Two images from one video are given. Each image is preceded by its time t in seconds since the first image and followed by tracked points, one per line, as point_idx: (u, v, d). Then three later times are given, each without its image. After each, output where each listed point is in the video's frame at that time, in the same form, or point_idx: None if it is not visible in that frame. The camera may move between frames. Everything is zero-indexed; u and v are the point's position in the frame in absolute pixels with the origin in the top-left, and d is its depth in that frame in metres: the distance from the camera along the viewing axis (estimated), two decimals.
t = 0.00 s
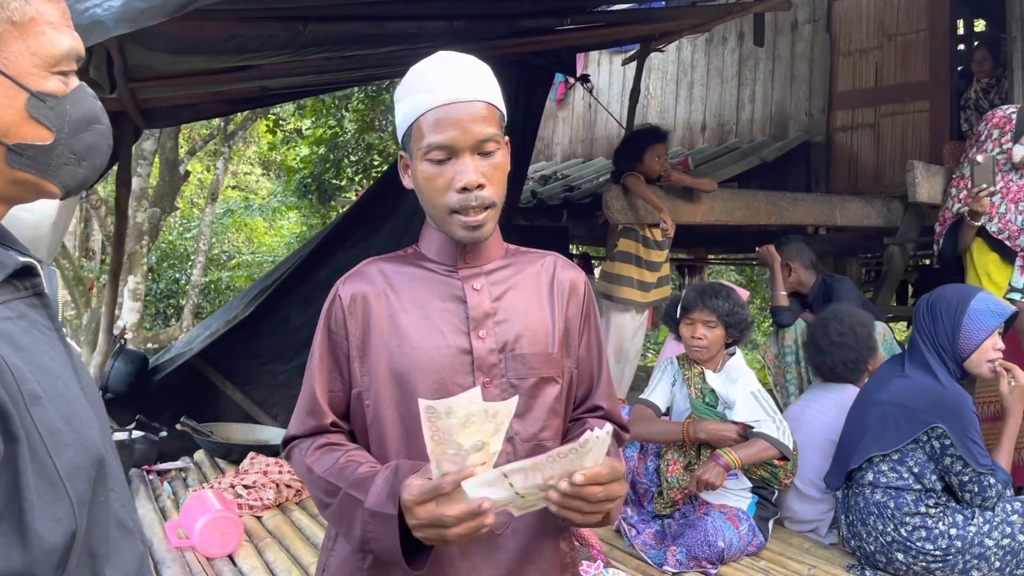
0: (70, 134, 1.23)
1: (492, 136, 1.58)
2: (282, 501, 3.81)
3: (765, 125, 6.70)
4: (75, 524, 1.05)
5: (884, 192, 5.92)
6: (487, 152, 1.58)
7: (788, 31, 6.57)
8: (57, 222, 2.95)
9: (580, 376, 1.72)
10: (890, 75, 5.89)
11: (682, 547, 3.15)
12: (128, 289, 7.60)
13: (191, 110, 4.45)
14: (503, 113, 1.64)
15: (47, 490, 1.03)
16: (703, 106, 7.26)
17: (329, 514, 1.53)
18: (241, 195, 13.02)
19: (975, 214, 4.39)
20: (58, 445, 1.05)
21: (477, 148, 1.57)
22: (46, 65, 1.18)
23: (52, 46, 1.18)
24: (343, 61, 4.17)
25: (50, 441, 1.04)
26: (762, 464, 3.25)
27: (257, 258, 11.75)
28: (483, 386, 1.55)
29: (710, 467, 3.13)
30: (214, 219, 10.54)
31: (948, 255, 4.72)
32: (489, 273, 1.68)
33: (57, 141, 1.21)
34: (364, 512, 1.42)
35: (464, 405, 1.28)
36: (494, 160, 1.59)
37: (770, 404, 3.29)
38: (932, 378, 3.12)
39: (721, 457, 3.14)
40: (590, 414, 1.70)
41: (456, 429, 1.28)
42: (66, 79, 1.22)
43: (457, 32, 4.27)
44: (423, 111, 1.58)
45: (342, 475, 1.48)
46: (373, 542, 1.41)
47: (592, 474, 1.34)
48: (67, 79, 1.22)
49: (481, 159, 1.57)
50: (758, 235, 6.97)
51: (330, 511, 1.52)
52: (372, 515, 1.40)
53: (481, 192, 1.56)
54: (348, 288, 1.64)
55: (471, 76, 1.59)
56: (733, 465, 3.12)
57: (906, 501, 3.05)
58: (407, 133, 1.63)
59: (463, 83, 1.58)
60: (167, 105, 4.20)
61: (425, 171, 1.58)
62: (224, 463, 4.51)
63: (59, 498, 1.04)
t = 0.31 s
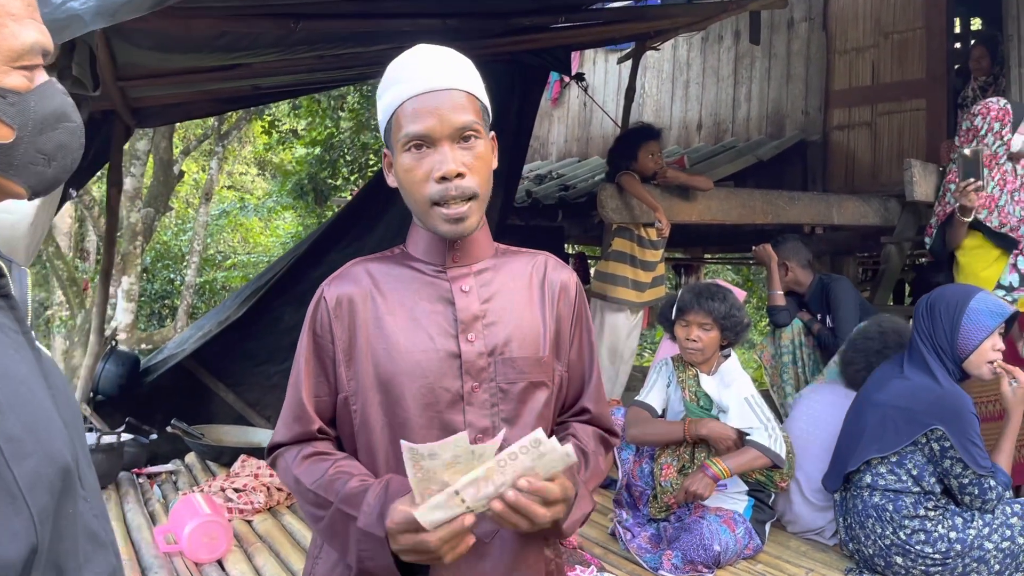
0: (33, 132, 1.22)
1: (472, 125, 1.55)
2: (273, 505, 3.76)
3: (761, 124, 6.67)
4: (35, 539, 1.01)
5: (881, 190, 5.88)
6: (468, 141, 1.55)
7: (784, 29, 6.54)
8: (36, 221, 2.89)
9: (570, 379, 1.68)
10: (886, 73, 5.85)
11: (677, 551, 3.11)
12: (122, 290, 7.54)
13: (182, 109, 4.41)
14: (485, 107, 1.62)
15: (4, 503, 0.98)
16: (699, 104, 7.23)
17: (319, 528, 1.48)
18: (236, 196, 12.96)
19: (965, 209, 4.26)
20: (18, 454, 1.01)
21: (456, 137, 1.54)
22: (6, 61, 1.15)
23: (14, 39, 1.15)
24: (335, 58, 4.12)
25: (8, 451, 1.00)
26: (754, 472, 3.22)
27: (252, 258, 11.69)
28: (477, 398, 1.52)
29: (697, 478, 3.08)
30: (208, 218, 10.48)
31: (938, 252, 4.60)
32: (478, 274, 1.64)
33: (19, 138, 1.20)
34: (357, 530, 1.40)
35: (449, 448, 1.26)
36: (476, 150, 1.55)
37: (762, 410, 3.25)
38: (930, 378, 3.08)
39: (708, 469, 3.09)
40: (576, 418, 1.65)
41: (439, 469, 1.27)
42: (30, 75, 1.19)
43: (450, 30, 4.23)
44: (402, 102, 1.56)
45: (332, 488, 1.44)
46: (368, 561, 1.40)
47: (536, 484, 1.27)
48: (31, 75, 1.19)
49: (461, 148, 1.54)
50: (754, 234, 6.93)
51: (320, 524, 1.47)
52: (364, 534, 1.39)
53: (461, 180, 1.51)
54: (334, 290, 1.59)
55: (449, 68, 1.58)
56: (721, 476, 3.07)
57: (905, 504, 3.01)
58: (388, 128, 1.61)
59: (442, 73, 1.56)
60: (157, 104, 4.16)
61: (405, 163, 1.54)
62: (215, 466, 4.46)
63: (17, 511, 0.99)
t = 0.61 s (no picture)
0: None
1: (452, 116, 1.51)
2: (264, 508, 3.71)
3: (757, 123, 6.65)
4: None
5: (877, 189, 5.85)
6: (450, 133, 1.50)
7: (779, 28, 6.51)
8: (11, 219, 2.84)
9: (562, 381, 1.63)
10: (882, 71, 5.82)
11: (673, 554, 3.08)
12: (115, 291, 7.47)
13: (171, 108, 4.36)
14: (469, 101, 1.58)
15: None
16: (694, 103, 7.20)
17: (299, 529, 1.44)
18: (231, 197, 12.90)
19: (960, 205, 4.24)
20: None
21: (436, 128, 1.49)
22: None
23: None
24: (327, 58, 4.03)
25: None
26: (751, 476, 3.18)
27: (247, 258, 11.62)
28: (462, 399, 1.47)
29: (690, 482, 3.04)
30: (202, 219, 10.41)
31: (932, 254, 4.59)
32: (466, 273, 1.59)
33: None
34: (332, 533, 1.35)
35: (401, 444, 1.23)
36: (458, 142, 1.51)
37: (758, 412, 3.21)
38: (928, 378, 3.04)
39: (701, 473, 3.04)
40: (570, 421, 1.60)
41: (394, 466, 1.24)
42: None
43: (443, 27, 4.18)
44: (382, 96, 1.53)
45: (313, 491, 1.40)
46: (337, 564, 1.35)
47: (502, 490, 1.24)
48: None
49: (442, 139, 1.50)
50: (750, 234, 6.90)
51: (300, 527, 1.43)
52: (337, 536, 1.34)
53: (442, 171, 1.47)
54: (318, 290, 1.55)
55: (429, 61, 1.54)
56: (713, 480, 3.03)
57: (903, 507, 2.97)
58: (369, 123, 1.57)
59: (421, 65, 1.53)
60: (146, 104, 4.12)
61: (386, 156, 1.50)
62: (206, 469, 4.40)
63: None
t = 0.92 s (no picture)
0: None
1: (444, 107, 1.47)
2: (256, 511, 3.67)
3: (753, 122, 6.63)
4: None
5: (873, 188, 5.83)
6: (441, 124, 1.47)
7: (775, 27, 6.48)
8: None
9: (556, 383, 1.59)
10: (878, 70, 5.80)
11: (671, 557, 3.03)
12: (108, 293, 7.39)
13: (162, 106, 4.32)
14: (462, 95, 1.55)
15: None
16: (690, 102, 7.17)
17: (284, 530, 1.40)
18: (226, 198, 12.83)
19: (958, 197, 4.19)
20: None
21: (428, 119, 1.45)
22: None
23: None
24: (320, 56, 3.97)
25: None
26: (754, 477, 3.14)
27: (242, 259, 11.56)
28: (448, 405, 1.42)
29: (696, 484, 2.99)
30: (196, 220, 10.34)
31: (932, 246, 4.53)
32: (457, 272, 1.55)
33: None
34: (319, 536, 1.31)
35: (386, 433, 1.22)
36: (451, 135, 1.47)
37: (758, 411, 3.17)
38: (927, 377, 3.01)
39: (707, 474, 3.00)
40: (564, 423, 1.56)
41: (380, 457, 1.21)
42: None
43: (436, 25, 4.15)
44: (373, 88, 1.50)
45: (302, 493, 1.36)
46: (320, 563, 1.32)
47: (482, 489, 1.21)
48: None
49: (434, 131, 1.46)
50: (747, 233, 6.87)
51: (286, 530, 1.39)
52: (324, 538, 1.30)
53: (434, 162, 1.43)
54: (306, 288, 1.51)
55: (422, 52, 1.51)
56: (720, 482, 2.99)
57: (903, 507, 2.94)
58: (361, 116, 1.54)
59: (413, 57, 1.49)
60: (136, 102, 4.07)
61: (376, 148, 1.46)
62: (197, 471, 4.36)
63: None
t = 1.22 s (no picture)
0: None
1: (450, 117, 1.45)
2: (251, 512, 3.64)
3: (748, 121, 6.62)
4: None
5: (869, 187, 5.82)
6: (445, 133, 1.45)
7: (769, 26, 6.48)
8: None
9: (551, 381, 1.58)
10: (873, 69, 5.79)
11: (668, 558, 3.02)
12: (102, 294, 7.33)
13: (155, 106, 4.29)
14: (463, 97, 1.53)
15: None
16: (686, 102, 7.16)
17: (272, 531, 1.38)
18: (220, 199, 12.78)
19: (953, 195, 4.17)
20: None
21: (433, 128, 1.44)
22: None
23: None
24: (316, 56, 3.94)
25: None
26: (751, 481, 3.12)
27: (237, 260, 11.52)
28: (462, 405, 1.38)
29: (699, 488, 2.99)
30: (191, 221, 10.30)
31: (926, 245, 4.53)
32: (452, 270, 1.54)
33: None
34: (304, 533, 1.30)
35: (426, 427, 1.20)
36: (453, 143, 1.45)
37: (760, 414, 3.14)
38: (927, 377, 3.00)
39: (710, 478, 2.98)
40: (559, 422, 1.54)
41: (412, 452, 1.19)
42: None
43: (432, 24, 4.13)
44: (375, 90, 1.47)
45: (289, 492, 1.34)
46: (309, 562, 1.30)
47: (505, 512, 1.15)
48: None
49: (437, 140, 1.44)
50: (743, 232, 6.86)
51: (275, 530, 1.37)
52: (309, 535, 1.29)
53: (437, 173, 1.42)
54: (299, 287, 1.49)
55: (424, 53, 1.48)
56: (723, 486, 2.97)
57: (902, 507, 2.94)
58: (361, 115, 1.51)
59: (415, 57, 1.47)
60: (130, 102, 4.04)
61: (378, 152, 1.45)
62: (192, 473, 4.33)
63: None
